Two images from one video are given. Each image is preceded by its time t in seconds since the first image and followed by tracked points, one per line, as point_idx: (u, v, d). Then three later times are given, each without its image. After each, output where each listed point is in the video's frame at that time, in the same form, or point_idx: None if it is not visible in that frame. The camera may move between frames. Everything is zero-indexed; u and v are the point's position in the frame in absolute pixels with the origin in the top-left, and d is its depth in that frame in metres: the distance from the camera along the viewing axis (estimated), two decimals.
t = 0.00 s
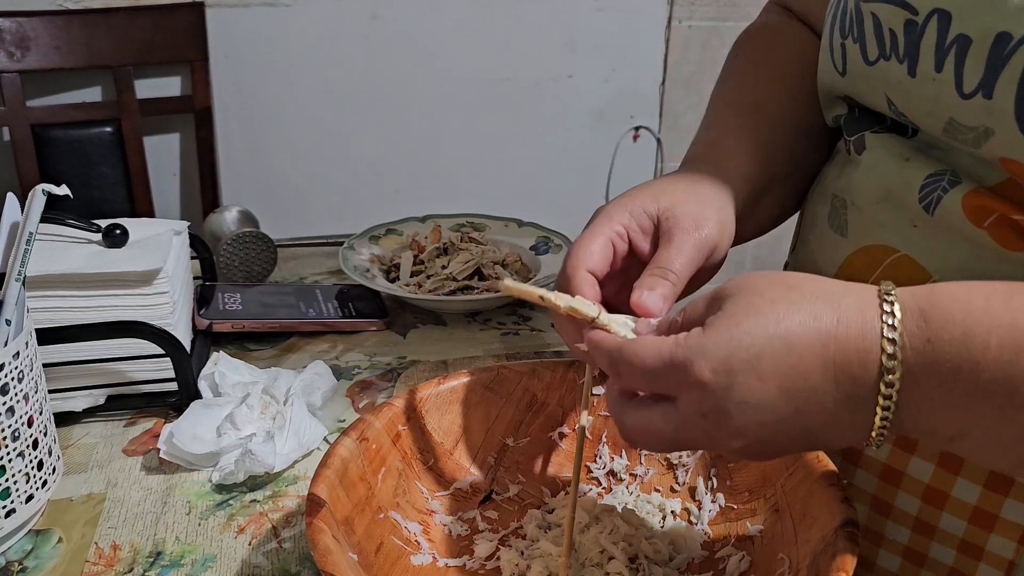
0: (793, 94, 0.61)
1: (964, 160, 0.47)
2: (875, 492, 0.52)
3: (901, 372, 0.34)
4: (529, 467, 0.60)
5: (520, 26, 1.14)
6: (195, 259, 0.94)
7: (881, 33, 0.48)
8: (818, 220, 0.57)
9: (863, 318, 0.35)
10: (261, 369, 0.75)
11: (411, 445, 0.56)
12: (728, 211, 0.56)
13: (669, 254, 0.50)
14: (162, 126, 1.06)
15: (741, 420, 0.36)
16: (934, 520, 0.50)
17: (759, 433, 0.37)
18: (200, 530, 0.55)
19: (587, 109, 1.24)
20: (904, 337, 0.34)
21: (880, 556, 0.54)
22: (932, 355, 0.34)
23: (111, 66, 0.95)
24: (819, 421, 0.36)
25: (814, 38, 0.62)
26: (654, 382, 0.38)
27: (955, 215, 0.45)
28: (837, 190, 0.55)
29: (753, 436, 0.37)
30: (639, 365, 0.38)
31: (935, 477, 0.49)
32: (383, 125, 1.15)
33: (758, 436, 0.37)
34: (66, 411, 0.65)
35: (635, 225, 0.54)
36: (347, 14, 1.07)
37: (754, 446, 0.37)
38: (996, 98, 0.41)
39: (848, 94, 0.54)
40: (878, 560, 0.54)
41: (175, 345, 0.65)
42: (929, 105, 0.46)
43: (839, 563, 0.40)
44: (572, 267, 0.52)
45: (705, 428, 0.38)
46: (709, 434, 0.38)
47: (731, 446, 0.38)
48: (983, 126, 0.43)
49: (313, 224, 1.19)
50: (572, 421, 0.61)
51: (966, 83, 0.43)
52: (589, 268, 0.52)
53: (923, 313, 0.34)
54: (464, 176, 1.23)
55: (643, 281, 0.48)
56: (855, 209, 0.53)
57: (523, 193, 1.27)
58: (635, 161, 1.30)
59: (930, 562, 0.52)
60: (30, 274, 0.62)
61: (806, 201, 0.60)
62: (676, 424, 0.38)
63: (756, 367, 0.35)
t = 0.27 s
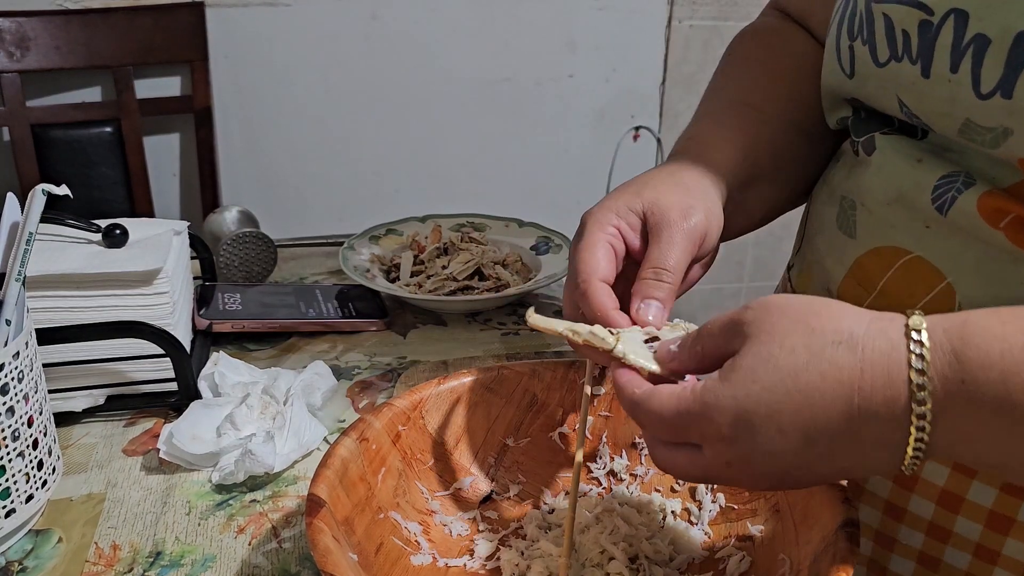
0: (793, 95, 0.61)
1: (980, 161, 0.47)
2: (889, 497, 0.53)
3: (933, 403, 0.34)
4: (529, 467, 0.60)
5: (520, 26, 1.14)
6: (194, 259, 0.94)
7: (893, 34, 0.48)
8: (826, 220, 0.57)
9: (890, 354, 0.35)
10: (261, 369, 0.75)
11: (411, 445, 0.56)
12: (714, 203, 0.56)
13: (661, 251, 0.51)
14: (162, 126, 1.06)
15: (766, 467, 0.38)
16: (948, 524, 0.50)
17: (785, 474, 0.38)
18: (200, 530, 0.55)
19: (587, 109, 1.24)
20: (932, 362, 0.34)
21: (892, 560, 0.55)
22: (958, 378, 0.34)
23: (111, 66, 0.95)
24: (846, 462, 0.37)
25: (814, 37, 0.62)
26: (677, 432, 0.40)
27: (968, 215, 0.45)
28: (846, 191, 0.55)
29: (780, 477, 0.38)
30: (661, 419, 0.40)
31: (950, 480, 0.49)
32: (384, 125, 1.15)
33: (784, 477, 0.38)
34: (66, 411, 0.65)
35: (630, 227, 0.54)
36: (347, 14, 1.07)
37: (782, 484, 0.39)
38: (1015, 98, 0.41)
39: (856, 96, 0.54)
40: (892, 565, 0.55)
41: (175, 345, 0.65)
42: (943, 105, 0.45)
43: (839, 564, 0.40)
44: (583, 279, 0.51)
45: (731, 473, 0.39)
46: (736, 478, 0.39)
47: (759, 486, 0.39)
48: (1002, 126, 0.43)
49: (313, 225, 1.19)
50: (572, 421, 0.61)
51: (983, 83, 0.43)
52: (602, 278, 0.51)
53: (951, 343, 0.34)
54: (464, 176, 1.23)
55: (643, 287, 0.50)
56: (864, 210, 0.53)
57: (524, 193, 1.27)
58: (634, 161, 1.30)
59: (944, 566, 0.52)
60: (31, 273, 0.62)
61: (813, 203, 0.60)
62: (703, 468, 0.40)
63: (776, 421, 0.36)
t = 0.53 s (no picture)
0: (794, 94, 0.61)
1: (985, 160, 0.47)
2: (894, 496, 0.53)
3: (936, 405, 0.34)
4: (529, 468, 0.60)
5: (520, 25, 1.14)
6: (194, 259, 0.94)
7: (897, 32, 0.48)
8: (828, 219, 0.57)
9: (894, 355, 0.35)
10: (261, 370, 0.74)
11: (411, 445, 0.55)
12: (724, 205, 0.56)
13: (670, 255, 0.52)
14: (161, 126, 1.06)
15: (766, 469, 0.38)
16: (954, 523, 0.50)
17: (787, 478, 0.38)
18: (201, 531, 0.55)
19: (588, 108, 1.23)
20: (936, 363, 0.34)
21: (896, 560, 0.55)
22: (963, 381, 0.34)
23: (110, 66, 0.95)
24: (848, 466, 0.37)
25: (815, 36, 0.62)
26: (678, 432, 0.40)
27: (974, 214, 0.45)
28: (847, 189, 0.55)
29: (782, 481, 0.38)
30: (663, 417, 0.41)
31: (955, 479, 0.49)
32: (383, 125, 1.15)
33: (787, 480, 0.38)
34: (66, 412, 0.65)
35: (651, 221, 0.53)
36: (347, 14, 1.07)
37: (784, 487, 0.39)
38: None
39: (858, 94, 0.54)
40: (897, 564, 0.55)
41: (174, 345, 0.65)
42: (949, 104, 0.45)
43: (841, 565, 0.40)
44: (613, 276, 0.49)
45: (733, 475, 0.40)
46: (739, 480, 0.40)
47: (762, 488, 0.39)
48: (1010, 124, 0.43)
49: (312, 224, 1.19)
50: (572, 421, 0.61)
51: (992, 81, 0.43)
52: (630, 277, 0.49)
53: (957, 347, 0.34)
54: (464, 175, 1.23)
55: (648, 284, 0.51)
56: (867, 208, 0.53)
57: (524, 192, 1.27)
58: (634, 161, 1.30)
59: (949, 565, 0.52)
60: (30, 273, 0.62)
61: (814, 201, 0.60)
62: (706, 469, 0.40)
63: (775, 423, 0.36)
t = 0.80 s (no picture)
0: (793, 94, 0.61)
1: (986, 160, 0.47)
2: (895, 495, 0.53)
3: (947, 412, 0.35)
4: (529, 467, 0.60)
5: (520, 25, 1.14)
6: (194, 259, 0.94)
7: (898, 31, 0.48)
8: (826, 218, 0.57)
9: (902, 376, 0.35)
10: (261, 370, 0.74)
11: (411, 445, 0.55)
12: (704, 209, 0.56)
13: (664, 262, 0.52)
14: (161, 126, 1.06)
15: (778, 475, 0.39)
16: (955, 522, 0.50)
17: (799, 488, 0.40)
18: (201, 531, 0.55)
19: (588, 108, 1.23)
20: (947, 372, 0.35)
21: (897, 558, 0.55)
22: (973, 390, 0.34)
23: (110, 66, 0.95)
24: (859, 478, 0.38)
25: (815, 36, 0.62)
26: (689, 442, 0.41)
27: (976, 213, 0.46)
28: (846, 188, 0.55)
29: (793, 490, 0.40)
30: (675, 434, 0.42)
31: (956, 477, 0.49)
32: (383, 124, 1.15)
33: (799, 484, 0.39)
34: (66, 412, 0.65)
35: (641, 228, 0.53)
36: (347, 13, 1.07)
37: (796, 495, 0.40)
38: None
39: (857, 93, 0.54)
40: (898, 563, 0.55)
41: (174, 345, 0.65)
42: (951, 103, 0.45)
43: (841, 564, 0.39)
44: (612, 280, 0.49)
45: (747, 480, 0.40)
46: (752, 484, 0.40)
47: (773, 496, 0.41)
48: (1013, 123, 0.43)
49: (312, 224, 1.19)
50: (572, 422, 0.61)
51: (995, 80, 0.43)
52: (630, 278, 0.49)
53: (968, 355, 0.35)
54: (464, 175, 1.23)
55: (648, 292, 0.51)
56: (866, 207, 0.53)
57: (524, 193, 1.27)
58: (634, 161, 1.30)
59: (949, 563, 0.52)
60: (30, 273, 0.62)
61: (811, 200, 0.60)
62: (718, 474, 0.41)
63: (786, 444, 0.37)
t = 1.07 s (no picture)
0: (793, 94, 0.61)
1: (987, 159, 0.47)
2: (897, 495, 0.53)
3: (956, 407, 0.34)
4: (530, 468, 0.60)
5: (520, 25, 1.14)
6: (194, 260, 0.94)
7: (900, 28, 0.48)
8: (826, 218, 0.56)
9: (911, 359, 0.35)
10: (261, 370, 0.74)
11: (411, 445, 0.55)
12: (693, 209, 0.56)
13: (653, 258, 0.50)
14: (161, 126, 1.06)
15: (788, 477, 0.37)
16: (956, 521, 0.51)
17: (806, 488, 0.38)
18: (200, 531, 0.55)
19: (588, 108, 1.23)
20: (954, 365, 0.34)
21: (898, 558, 0.55)
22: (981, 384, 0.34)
23: (110, 66, 0.95)
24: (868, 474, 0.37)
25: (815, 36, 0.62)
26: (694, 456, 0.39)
27: (978, 211, 0.46)
28: (846, 187, 0.54)
29: (800, 491, 0.38)
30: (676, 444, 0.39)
31: (957, 477, 0.49)
32: (383, 124, 1.15)
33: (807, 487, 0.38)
34: (66, 412, 0.65)
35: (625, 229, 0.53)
36: (347, 13, 1.07)
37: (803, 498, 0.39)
38: None
39: (857, 91, 0.54)
40: (899, 562, 0.55)
41: (174, 345, 0.65)
42: (954, 100, 0.45)
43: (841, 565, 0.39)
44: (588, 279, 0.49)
45: (753, 487, 0.38)
46: (758, 491, 0.39)
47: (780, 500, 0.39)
48: (1016, 121, 0.43)
49: (312, 224, 1.19)
50: (572, 422, 0.61)
51: (999, 78, 0.43)
52: (609, 276, 0.49)
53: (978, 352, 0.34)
54: (464, 175, 1.23)
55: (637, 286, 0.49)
56: (866, 205, 0.52)
57: (524, 193, 1.27)
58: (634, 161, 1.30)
59: (951, 563, 0.52)
60: (30, 273, 0.62)
61: (810, 200, 0.60)
62: (722, 484, 0.39)
63: (797, 433, 0.36)
